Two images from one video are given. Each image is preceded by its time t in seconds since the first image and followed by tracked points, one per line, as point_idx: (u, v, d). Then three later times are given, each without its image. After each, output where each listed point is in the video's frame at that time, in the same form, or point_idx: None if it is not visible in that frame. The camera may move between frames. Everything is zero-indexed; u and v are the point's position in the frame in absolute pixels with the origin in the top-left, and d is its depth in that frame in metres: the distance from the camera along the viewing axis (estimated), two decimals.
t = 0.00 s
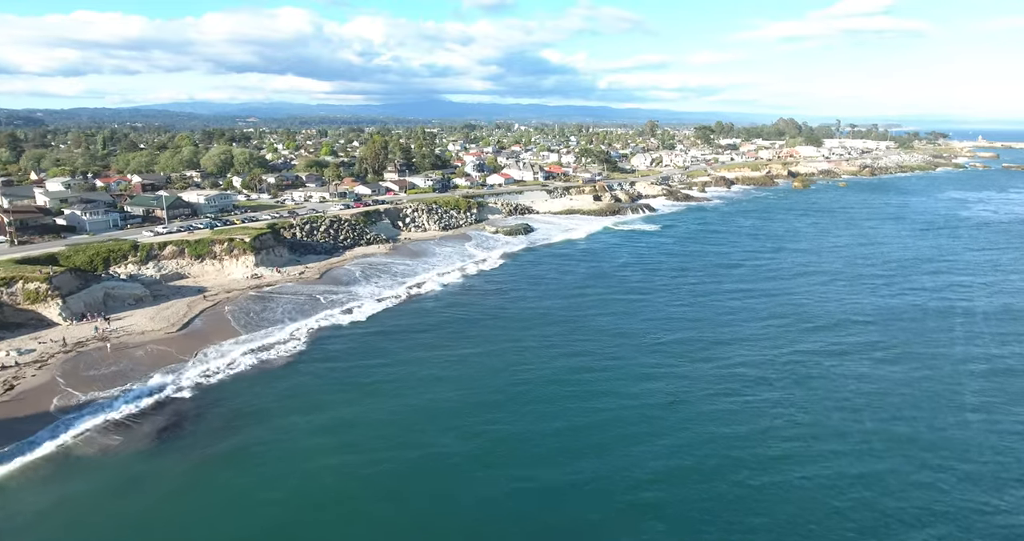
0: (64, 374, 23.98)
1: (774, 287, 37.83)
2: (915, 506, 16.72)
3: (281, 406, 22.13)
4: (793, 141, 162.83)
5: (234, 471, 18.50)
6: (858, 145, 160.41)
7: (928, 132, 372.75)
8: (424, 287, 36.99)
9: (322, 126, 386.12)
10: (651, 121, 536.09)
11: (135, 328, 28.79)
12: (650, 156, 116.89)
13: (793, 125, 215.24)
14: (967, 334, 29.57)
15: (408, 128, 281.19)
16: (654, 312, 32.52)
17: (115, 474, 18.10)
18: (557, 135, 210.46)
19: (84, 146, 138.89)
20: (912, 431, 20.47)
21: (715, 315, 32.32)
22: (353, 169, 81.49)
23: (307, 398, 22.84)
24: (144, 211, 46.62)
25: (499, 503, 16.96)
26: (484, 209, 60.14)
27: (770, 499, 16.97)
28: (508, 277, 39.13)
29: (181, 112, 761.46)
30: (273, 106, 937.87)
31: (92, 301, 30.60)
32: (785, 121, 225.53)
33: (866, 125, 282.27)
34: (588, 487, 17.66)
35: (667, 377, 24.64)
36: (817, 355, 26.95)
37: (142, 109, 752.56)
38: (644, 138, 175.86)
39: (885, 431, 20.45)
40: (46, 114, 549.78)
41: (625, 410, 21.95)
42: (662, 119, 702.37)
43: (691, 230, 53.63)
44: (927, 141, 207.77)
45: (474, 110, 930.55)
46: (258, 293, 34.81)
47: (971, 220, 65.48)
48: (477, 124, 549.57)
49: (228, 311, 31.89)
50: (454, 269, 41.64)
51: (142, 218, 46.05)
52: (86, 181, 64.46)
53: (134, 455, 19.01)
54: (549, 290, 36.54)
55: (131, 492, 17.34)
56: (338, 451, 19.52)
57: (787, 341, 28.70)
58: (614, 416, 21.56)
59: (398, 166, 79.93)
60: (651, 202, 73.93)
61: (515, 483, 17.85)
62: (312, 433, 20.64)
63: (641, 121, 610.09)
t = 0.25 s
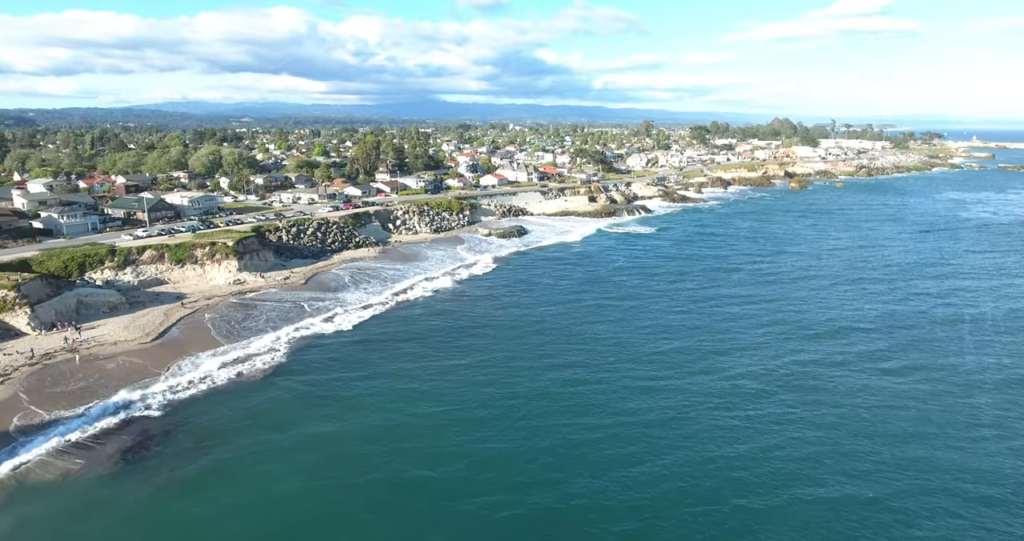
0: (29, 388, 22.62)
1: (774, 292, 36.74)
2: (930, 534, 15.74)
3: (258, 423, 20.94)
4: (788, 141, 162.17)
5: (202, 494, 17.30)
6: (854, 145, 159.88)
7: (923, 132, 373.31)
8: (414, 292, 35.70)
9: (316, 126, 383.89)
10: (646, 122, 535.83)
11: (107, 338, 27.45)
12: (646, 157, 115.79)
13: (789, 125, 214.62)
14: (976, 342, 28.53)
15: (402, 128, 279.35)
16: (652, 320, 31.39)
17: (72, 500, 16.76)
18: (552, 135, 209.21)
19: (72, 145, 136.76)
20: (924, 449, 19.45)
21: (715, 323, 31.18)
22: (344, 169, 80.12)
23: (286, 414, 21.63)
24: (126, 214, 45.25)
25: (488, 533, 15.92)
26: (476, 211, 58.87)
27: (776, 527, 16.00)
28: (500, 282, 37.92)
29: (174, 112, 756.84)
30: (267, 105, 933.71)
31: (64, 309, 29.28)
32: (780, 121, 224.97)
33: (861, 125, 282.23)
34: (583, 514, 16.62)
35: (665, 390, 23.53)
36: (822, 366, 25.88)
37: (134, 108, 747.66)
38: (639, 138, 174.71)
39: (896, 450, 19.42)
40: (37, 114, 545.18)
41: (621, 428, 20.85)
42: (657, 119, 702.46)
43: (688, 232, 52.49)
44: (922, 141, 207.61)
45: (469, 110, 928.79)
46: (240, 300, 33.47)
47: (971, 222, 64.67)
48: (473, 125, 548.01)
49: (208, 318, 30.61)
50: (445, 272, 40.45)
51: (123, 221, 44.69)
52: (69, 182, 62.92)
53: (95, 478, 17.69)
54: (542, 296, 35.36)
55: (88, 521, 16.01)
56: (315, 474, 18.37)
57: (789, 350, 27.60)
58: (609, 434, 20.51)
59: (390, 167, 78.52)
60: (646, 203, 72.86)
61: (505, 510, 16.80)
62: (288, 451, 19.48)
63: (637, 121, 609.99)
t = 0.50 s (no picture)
0: None
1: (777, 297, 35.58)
2: None
3: (233, 440, 19.73)
4: (785, 141, 161.38)
5: (169, 519, 16.07)
6: (851, 145, 159.20)
7: (919, 132, 373.44)
8: (405, 298, 34.38)
9: (311, 125, 381.91)
10: (643, 121, 534.97)
11: (79, 348, 26.09)
12: (642, 157, 114.66)
13: (785, 125, 213.99)
14: (988, 352, 27.46)
15: (398, 128, 277.75)
16: (650, 328, 30.21)
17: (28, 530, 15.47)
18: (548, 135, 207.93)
19: (62, 146, 134.86)
20: (940, 469, 18.39)
21: (716, 331, 29.99)
22: (336, 170, 78.77)
23: (265, 431, 20.42)
24: (108, 216, 43.86)
25: None
26: (470, 213, 57.59)
27: None
28: (495, 287, 36.71)
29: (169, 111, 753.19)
30: (263, 105, 930.41)
31: (36, 318, 27.91)
32: (777, 121, 224.23)
33: (857, 125, 281.92)
34: None
35: (666, 405, 22.36)
36: (829, 377, 24.72)
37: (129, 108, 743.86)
38: (635, 138, 173.58)
39: (911, 471, 18.31)
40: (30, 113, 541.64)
41: (621, 447, 19.70)
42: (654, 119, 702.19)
43: (687, 234, 51.32)
44: (919, 141, 207.26)
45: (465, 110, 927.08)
46: (223, 307, 32.12)
47: (973, 223, 63.73)
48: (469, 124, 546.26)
49: (188, 327, 29.29)
50: (438, 277, 39.19)
51: (105, 225, 43.30)
52: (53, 184, 61.39)
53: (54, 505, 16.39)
54: (537, 302, 34.16)
55: None
56: (293, 496, 17.17)
57: (795, 361, 26.43)
58: (608, 452, 19.35)
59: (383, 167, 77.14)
60: (644, 205, 71.72)
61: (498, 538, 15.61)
62: (264, 471, 18.28)
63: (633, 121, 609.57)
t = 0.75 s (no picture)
0: None
1: (781, 301, 34.39)
2: None
3: (210, 459, 18.62)
4: (785, 141, 160.29)
5: None
6: (851, 145, 158.23)
7: (917, 132, 373.07)
8: (396, 304, 33.07)
9: (308, 125, 380.21)
10: (641, 121, 534.14)
11: (51, 360, 24.78)
12: (641, 157, 113.46)
13: (784, 125, 213.13)
14: (1001, 363, 26.36)
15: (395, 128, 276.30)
16: (650, 336, 29.00)
17: None
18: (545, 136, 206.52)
19: (54, 145, 133.14)
20: (959, 495, 17.28)
21: (718, 339, 28.80)
22: (330, 171, 77.40)
23: (244, 450, 19.29)
24: (91, 219, 42.52)
25: None
26: (466, 215, 56.33)
27: None
28: (489, 292, 35.49)
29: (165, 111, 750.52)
30: (260, 105, 927.81)
31: (8, 327, 26.56)
32: (775, 121, 223.23)
33: (856, 125, 281.23)
34: None
35: (666, 421, 21.21)
36: (837, 391, 23.58)
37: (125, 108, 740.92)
38: (634, 138, 172.27)
39: (928, 496, 17.21)
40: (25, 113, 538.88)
41: (620, 468, 18.54)
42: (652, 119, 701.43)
43: (687, 237, 50.13)
44: (918, 141, 206.43)
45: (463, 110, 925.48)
46: (206, 314, 30.81)
47: (978, 225, 62.64)
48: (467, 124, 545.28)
49: (168, 336, 28.02)
50: (431, 281, 37.93)
51: (88, 227, 41.96)
52: (38, 185, 59.94)
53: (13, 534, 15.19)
54: (534, 309, 32.95)
55: None
56: (272, 522, 16.14)
57: (801, 372, 25.28)
58: (608, 474, 18.21)
59: (377, 167, 75.80)
60: (643, 206, 70.49)
61: None
62: (241, 495, 17.19)
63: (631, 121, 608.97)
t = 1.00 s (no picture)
0: None
1: (784, 307, 33.26)
2: None
3: (180, 482, 17.54)
4: (783, 142, 159.46)
5: None
6: (850, 146, 157.46)
7: (915, 132, 372.77)
8: (386, 311, 31.80)
9: (305, 125, 378.46)
10: (639, 121, 533.55)
11: (19, 374, 23.49)
12: (639, 158, 112.27)
13: (782, 125, 212.33)
14: (1015, 373, 25.32)
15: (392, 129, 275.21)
16: (649, 344, 27.87)
17: None
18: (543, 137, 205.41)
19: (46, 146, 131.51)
20: (980, 521, 16.23)
21: (720, 348, 27.68)
22: (323, 172, 76.10)
23: (218, 471, 18.20)
24: (73, 222, 41.23)
25: None
26: (460, 218, 55.10)
27: None
28: (482, 298, 34.32)
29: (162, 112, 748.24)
30: (257, 105, 925.43)
31: None
32: (773, 122, 222.99)
33: (854, 126, 280.60)
34: None
35: (666, 438, 20.10)
36: (846, 405, 22.49)
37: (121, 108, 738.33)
38: (632, 139, 171.35)
39: (947, 523, 16.14)
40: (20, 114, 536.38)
41: (618, 491, 17.40)
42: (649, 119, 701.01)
43: (686, 240, 48.98)
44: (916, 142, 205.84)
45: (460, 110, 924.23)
46: (187, 323, 29.53)
47: (982, 227, 61.66)
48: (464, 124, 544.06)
49: (145, 346, 26.71)
50: (423, 287, 36.66)
51: (70, 231, 40.68)
52: (23, 187, 58.57)
53: None
54: (529, 316, 31.77)
55: None
56: None
57: (807, 383, 24.17)
58: (606, 498, 17.08)
59: (371, 168, 74.51)
60: (641, 208, 69.33)
61: None
62: (202, 523, 15.91)
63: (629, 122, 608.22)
